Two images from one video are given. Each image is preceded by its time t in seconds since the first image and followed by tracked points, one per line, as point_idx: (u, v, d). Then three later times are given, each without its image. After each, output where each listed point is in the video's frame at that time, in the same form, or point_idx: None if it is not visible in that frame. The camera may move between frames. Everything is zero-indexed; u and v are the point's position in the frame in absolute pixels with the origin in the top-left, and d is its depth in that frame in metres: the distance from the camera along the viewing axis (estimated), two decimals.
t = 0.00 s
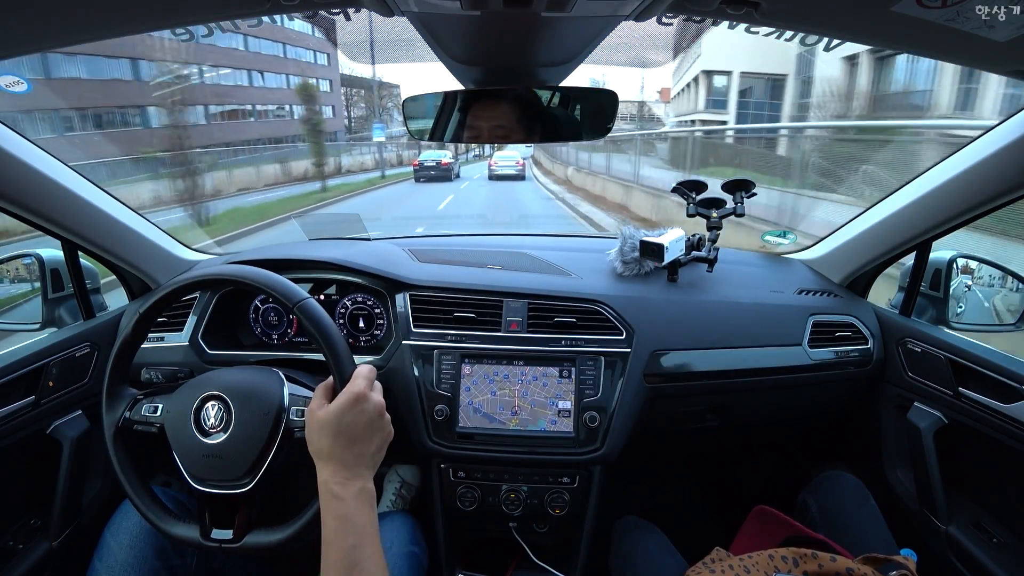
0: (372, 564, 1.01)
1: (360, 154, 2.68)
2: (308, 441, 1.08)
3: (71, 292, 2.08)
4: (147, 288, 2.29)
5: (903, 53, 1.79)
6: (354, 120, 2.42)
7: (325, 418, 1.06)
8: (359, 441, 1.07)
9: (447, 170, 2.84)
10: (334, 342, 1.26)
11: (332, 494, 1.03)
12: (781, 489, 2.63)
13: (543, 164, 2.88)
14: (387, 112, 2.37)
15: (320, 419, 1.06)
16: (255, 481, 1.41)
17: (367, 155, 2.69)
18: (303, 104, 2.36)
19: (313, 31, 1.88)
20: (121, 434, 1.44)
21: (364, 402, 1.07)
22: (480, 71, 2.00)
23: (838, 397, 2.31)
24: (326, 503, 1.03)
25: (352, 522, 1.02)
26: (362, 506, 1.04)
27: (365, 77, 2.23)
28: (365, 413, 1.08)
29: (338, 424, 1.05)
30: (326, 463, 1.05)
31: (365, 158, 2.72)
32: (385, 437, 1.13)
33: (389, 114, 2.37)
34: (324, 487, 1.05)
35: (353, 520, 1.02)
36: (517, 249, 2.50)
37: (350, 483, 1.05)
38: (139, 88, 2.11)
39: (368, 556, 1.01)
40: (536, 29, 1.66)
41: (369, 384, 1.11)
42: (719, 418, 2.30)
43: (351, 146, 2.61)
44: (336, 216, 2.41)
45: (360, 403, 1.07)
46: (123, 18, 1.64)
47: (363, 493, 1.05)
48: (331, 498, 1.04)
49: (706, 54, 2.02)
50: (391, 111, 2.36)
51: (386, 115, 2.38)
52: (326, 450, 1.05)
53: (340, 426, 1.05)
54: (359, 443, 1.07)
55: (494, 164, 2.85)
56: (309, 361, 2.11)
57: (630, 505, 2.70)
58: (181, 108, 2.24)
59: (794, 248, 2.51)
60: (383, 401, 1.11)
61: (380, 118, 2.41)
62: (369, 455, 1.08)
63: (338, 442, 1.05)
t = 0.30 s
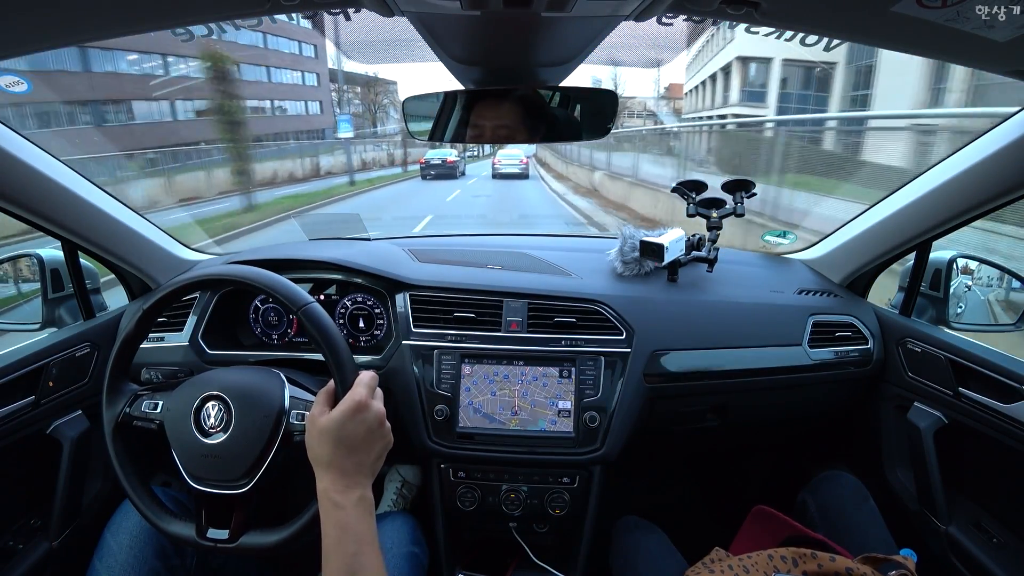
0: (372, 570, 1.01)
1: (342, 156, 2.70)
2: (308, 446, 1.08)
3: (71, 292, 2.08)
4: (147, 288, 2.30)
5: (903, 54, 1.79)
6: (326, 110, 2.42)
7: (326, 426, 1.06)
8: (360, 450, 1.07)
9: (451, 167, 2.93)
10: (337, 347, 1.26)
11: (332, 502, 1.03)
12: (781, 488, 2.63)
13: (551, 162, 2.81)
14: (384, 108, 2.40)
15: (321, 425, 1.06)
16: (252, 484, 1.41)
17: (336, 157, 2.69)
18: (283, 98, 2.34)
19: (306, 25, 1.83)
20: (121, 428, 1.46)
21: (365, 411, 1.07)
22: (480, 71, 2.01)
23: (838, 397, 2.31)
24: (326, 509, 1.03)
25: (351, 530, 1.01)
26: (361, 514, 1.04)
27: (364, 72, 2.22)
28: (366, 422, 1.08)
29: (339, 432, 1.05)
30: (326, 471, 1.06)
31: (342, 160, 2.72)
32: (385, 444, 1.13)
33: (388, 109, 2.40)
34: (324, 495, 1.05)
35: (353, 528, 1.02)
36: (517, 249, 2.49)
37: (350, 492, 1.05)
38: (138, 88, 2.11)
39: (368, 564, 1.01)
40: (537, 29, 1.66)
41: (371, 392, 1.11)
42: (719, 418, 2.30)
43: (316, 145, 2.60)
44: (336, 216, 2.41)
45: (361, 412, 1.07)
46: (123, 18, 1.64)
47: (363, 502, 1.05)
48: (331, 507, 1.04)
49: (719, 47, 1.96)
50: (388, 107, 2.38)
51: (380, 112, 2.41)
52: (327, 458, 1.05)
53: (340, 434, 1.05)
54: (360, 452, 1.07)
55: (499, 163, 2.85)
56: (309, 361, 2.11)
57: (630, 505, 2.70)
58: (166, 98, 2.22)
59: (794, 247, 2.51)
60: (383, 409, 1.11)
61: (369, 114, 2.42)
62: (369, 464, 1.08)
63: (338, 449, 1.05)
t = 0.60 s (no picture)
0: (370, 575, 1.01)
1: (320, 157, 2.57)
2: (308, 452, 1.08)
3: (71, 292, 2.08)
4: (147, 288, 2.29)
5: (903, 53, 1.79)
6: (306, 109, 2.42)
7: (325, 432, 1.06)
8: (359, 456, 1.07)
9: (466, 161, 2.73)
10: (338, 349, 1.26)
11: (328, 509, 1.04)
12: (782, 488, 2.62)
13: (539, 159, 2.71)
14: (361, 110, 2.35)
15: (321, 431, 1.06)
16: (250, 486, 1.42)
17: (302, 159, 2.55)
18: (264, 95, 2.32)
19: (306, 26, 1.84)
20: (120, 431, 1.47)
21: (366, 418, 1.08)
22: (480, 71, 2.01)
23: (838, 397, 2.31)
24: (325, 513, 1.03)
25: (349, 536, 1.01)
26: (358, 521, 1.04)
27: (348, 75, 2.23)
28: (366, 429, 1.08)
29: (340, 438, 1.05)
30: (325, 477, 1.06)
31: (309, 159, 2.56)
32: (385, 452, 1.13)
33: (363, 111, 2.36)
34: (321, 502, 1.05)
35: (351, 534, 1.02)
36: (517, 249, 2.49)
37: (348, 498, 1.05)
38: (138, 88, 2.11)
39: (366, 569, 1.01)
40: (536, 29, 1.66)
41: (372, 399, 1.11)
42: (720, 418, 2.30)
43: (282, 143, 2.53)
44: (336, 216, 2.40)
45: (361, 419, 1.07)
46: (124, 18, 1.65)
47: (361, 508, 1.06)
48: (328, 513, 1.04)
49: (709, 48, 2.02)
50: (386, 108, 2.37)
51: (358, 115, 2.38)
52: (326, 464, 1.06)
53: (340, 441, 1.05)
54: (359, 458, 1.07)
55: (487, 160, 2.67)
56: (309, 361, 2.11)
57: (630, 505, 2.70)
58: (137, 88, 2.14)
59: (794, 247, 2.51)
60: (384, 417, 1.10)
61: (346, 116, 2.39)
62: (368, 471, 1.09)
63: (338, 456, 1.06)
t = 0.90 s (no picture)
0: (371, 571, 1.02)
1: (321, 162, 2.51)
2: (308, 448, 1.08)
3: (71, 292, 2.08)
4: (147, 288, 2.29)
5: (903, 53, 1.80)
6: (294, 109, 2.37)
7: (324, 428, 1.06)
8: (360, 451, 1.07)
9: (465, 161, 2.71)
10: (337, 348, 1.26)
11: (329, 505, 1.04)
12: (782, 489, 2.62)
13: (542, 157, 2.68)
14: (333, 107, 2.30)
15: (320, 427, 1.06)
16: (250, 485, 1.42)
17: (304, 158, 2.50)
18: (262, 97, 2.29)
19: (306, 26, 1.84)
20: (119, 435, 1.46)
21: (365, 413, 1.07)
22: (480, 71, 2.01)
23: (838, 397, 2.31)
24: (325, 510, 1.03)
25: (350, 533, 1.02)
26: (360, 517, 1.04)
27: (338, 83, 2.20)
28: (365, 424, 1.08)
29: (340, 433, 1.06)
30: (325, 473, 1.06)
31: (267, 162, 2.48)
32: (385, 447, 1.13)
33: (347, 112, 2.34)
34: (323, 498, 1.05)
35: (351, 531, 1.02)
36: (517, 249, 2.49)
37: (349, 493, 1.05)
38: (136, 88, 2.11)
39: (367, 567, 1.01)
40: (537, 29, 1.66)
41: (371, 393, 1.11)
42: (720, 419, 2.30)
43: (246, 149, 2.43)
44: (335, 216, 2.40)
45: (361, 413, 1.07)
46: (124, 18, 1.65)
47: (362, 503, 1.06)
48: (329, 509, 1.04)
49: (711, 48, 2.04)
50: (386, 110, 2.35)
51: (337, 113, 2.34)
52: (326, 459, 1.06)
53: (340, 436, 1.05)
54: (359, 453, 1.07)
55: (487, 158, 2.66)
56: (309, 361, 2.11)
57: (630, 506, 2.70)
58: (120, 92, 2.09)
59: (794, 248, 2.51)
60: (384, 412, 1.10)
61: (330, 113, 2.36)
62: (369, 465, 1.09)
63: (339, 451, 1.06)
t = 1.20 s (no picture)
0: (372, 568, 1.02)
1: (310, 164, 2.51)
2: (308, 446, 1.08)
3: (71, 292, 2.08)
4: (147, 288, 2.29)
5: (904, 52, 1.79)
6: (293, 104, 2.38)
7: (324, 424, 1.06)
8: (360, 447, 1.07)
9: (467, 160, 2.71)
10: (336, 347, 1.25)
11: (329, 502, 1.04)
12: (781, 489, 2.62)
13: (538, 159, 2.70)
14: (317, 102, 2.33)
15: (320, 424, 1.06)
16: (251, 485, 1.42)
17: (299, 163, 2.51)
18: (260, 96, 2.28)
19: (306, 26, 1.84)
20: (120, 437, 1.47)
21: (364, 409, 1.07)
22: (480, 71, 2.01)
23: (838, 397, 2.31)
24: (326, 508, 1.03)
25: (350, 531, 1.02)
26: (361, 514, 1.04)
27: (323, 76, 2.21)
28: (365, 420, 1.08)
29: (340, 429, 1.05)
30: (325, 470, 1.06)
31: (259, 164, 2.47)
32: (385, 443, 1.12)
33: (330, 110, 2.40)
34: (324, 495, 1.05)
35: (352, 529, 1.02)
36: (517, 249, 2.49)
37: (350, 490, 1.05)
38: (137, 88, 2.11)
39: (368, 563, 1.01)
40: (537, 29, 1.66)
41: (370, 389, 1.10)
42: (720, 419, 2.30)
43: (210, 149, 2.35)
44: (336, 216, 2.41)
45: (360, 409, 1.07)
46: (123, 19, 1.65)
47: (363, 500, 1.05)
48: (330, 506, 1.04)
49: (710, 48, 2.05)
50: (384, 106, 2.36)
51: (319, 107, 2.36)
52: (326, 456, 1.06)
53: (340, 433, 1.05)
54: (359, 449, 1.07)
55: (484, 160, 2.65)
56: (309, 361, 2.11)
57: (630, 506, 2.70)
58: (117, 90, 2.09)
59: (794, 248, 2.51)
60: (383, 408, 1.10)
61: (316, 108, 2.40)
62: (369, 461, 1.08)
63: (339, 447, 1.05)
